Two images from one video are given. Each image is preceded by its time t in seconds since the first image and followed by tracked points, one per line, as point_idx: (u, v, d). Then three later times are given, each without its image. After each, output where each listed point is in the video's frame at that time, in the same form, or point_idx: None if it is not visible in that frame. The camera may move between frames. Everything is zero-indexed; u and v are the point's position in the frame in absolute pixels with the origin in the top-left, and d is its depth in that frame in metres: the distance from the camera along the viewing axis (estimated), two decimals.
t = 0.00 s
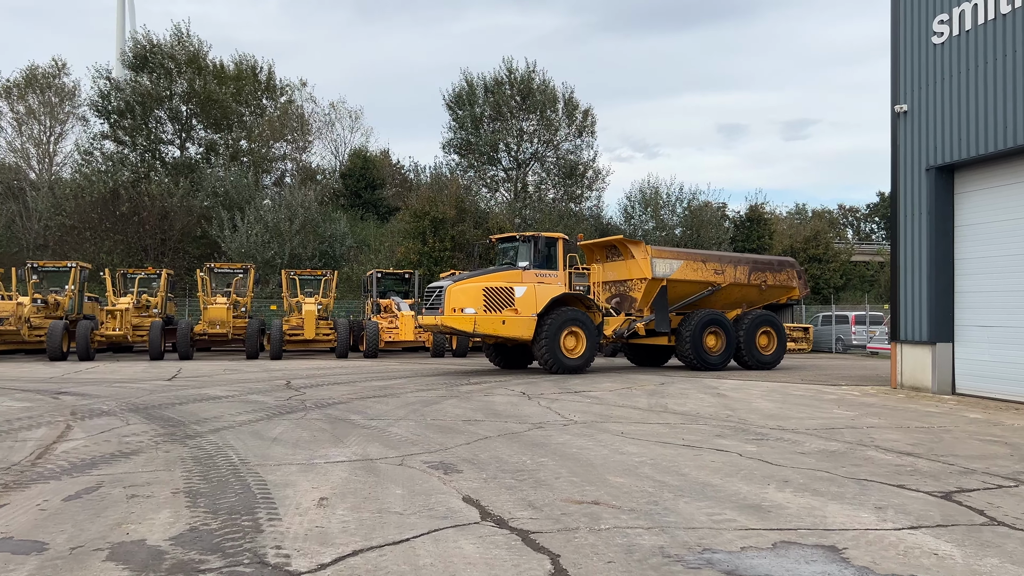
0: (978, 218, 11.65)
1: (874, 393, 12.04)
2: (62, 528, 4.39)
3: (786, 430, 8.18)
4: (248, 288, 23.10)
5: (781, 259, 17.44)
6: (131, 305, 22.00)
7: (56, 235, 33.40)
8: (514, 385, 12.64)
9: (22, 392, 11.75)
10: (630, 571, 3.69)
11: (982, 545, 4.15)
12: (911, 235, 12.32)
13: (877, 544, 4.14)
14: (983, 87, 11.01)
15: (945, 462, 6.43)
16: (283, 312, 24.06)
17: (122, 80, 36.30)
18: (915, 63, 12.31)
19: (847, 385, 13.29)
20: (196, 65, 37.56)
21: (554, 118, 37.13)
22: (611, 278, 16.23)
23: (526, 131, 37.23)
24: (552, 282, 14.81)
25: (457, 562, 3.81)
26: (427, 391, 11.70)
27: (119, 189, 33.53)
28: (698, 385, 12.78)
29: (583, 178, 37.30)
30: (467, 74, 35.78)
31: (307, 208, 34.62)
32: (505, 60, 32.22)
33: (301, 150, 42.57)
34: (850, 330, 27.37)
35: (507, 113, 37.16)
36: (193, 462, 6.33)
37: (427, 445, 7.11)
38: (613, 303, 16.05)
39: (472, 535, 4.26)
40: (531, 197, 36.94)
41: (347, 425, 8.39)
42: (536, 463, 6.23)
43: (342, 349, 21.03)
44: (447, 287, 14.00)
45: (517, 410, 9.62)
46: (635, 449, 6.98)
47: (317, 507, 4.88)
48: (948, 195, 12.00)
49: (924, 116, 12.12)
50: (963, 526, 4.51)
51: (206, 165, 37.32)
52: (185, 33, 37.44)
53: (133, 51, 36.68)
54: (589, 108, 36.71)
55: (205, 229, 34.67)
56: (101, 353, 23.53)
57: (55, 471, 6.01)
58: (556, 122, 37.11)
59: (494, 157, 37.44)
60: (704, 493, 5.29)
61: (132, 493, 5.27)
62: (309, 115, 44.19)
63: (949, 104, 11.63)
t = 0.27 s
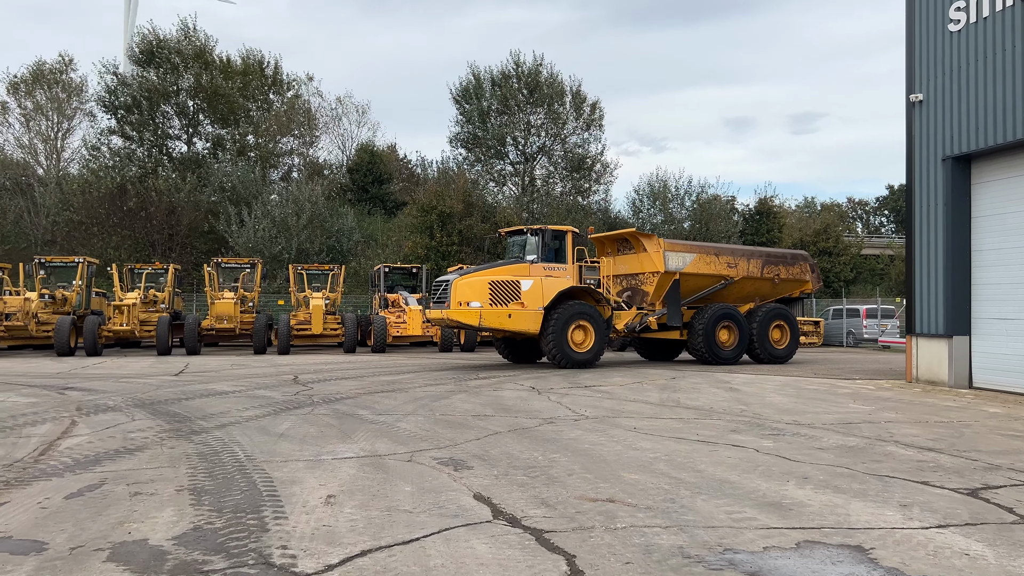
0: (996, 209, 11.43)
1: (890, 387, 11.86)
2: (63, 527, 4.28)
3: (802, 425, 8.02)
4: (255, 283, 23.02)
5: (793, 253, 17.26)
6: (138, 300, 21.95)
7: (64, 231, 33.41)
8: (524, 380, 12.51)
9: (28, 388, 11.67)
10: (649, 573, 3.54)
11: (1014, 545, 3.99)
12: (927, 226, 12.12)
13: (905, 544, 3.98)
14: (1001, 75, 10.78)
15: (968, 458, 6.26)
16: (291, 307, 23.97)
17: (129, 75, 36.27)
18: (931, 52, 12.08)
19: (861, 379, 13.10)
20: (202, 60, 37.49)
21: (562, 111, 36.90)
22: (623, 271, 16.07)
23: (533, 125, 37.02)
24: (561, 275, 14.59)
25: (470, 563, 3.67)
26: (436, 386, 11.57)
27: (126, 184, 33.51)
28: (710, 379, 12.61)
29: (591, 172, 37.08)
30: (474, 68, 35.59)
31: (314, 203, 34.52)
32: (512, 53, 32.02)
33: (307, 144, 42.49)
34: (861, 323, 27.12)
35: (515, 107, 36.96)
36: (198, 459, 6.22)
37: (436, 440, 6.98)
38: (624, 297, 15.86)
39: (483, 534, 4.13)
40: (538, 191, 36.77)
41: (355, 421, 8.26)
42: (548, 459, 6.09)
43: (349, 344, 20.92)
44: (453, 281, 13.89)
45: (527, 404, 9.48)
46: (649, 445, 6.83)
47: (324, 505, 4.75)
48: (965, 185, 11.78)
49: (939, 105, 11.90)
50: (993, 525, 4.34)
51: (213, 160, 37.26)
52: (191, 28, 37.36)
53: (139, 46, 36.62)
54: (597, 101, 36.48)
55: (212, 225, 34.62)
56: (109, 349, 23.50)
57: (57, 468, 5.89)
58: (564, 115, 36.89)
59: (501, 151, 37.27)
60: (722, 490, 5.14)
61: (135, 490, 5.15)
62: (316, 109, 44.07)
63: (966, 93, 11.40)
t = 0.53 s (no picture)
0: (1015, 202, 11.21)
1: (905, 384, 11.66)
2: (62, 534, 4.14)
3: (820, 423, 7.85)
4: (262, 280, 22.91)
5: (806, 248, 17.04)
6: (145, 297, 21.87)
7: (71, 228, 33.40)
8: (533, 377, 12.35)
9: (33, 386, 11.58)
10: None
11: None
12: (944, 220, 11.90)
13: (936, 552, 3.81)
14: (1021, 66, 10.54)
15: (993, 458, 6.08)
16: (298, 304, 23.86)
17: (135, 71, 36.21)
18: (948, 42, 11.85)
19: (876, 376, 12.90)
20: (209, 55, 37.40)
21: (569, 106, 36.68)
22: (633, 267, 15.87)
23: (540, 119, 36.80)
24: (568, 271, 14.46)
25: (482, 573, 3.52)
26: (445, 383, 11.43)
27: (133, 181, 33.47)
28: (722, 376, 12.43)
29: (599, 167, 36.86)
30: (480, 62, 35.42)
31: (321, 199, 34.40)
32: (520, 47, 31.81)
33: (314, 140, 42.38)
34: (872, 319, 26.87)
35: (522, 102, 36.76)
36: (202, 461, 6.08)
37: (446, 440, 6.83)
38: (634, 293, 15.67)
39: (495, 541, 3.97)
40: (546, 186, 36.59)
41: (363, 420, 8.13)
42: (560, 461, 5.93)
43: (357, 340, 20.80)
44: (459, 277, 13.77)
45: (537, 403, 9.32)
46: (663, 445, 6.67)
47: (331, 509, 4.61)
48: (983, 178, 11.56)
49: (956, 97, 11.67)
50: None
51: (220, 156, 37.18)
52: (197, 23, 37.26)
53: (146, 43, 36.55)
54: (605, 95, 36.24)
55: (219, 221, 34.55)
56: (117, 346, 23.44)
57: (59, 470, 5.76)
58: (571, 110, 36.66)
59: (509, 146, 37.09)
60: (741, 493, 4.97)
61: (137, 494, 5.02)
62: (322, 105, 43.94)
63: (984, 84, 11.17)
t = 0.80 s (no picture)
0: None
1: (921, 381, 11.48)
2: (63, 538, 4.02)
3: (837, 422, 7.69)
4: (269, 277, 22.82)
5: (817, 243, 16.86)
6: (152, 294, 21.80)
7: (78, 225, 33.41)
8: (543, 375, 12.21)
9: (39, 384, 11.49)
10: None
11: None
12: (960, 215, 11.71)
13: (969, 559, 3.65)
14: None
15: (1019, 459, 5.91)
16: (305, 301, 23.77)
17: (141, 68, 36.16)
18: (964, 34, 11.64)
19: (890, 373, 12.73)
20: (215, 52, 37.34)
21: (577, 101, 36.47)
22: (643, 263, 15.75)
23: (548, 115, 36.62)
24: (576, 267, 14.28)
25: None
26: (453, 381, 11.31)
27: (140, 177, 33.43)
28: (734, 373, 12.27)
29: (607, 162, 36.66)
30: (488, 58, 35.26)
31: (328, 195, 34.32)
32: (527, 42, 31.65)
33: (321, 137, 42.28)
34: (883, 315, 26.64)
35: (529, 98, 36.57)
36: (208, 461, 5.97)
37: (456, 440, 6.69)
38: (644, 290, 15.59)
39: (509, 546, 3.84)
40: (553, 182, 36.42)
41: (371, 419, 8.00)
42: (574, 461, 5.79)
43: (364, 337, 20.69)
44: (465, 273, 13.64)
45: (547, 401, 9.18)
46: (678, 445, 6.52)
47: (339, 512, 4.48)
48: (1000, 172, 11.35)
49: (973, 89, 11.47)
50: None
51: (227, 153, 37.12)
52: (204, 20, 37.17)
53: (153, 39, 36.50)
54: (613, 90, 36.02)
55: (226, 218, 34.49)
56: (124, 343, 23.39)
57: (63, 470, 5.66)
58: (579, 106, 36.46)
59: (516, 142, 36.92)
60: (761, 496, 4.83)
61: (141, 496, 4.90)
62: (329, 102, 43.83)
63: (1001, 75, 10.96)
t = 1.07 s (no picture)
0: None
1: (939, 379, 11.28)
2: (63, 545, 3.87)
3: (857, 421, 7.51)
4: (276, 274, 22.71)
5: (827, 239, 16.63)
6: (158, 292, 21.70)
7: (84, 222, 33.37)
8: (553, 373, 12.05)
9: (44, 382, 11.37)
10: None
11: None
12: (977, 209, 11.50)
13: (1014, 568, 3.47)
14: None
15: None
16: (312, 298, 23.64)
17: (147, 65, 36.08)
18: (982, 25, 11.43)
19: (906, 370, 12.52)
20: (221, 48, 37.24)
21: (584, 97, 36.24)
22: (650, 259, 15.59)
23: (555, 111, 36.41)
24: (583, 263, 14.07)
25: None
26: (463, 378, 11.15)
27: (146, 175, 33.37)
28: (747, 371, 12.08)
29: (614, 159, 36.42)
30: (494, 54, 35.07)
31: (334, 192, 34.20)
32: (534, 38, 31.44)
33: (327, 134, 42.14)
34: (894, 312, 26.38)
35: (536, 94, 36.35)
36: (215, 462, 5.81)
37: (468, 439, 6.53)
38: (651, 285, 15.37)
39: (529, 553, 3.68)
40: (560, 179, 36.23)
41: (381, 417, 7.85)
42: (591, 462, 5.62)
43: (372, 335, 20.55)
44: (469, 270, 13.52)
45: (559, 399, 9.01)
46: (696, 444, 6.35)
47: (351, 516, 4.32)
48: (1020, 165, 11.13)
49: (991, 81, 11.25)
50: None
51: (233, 150, 37.01)
52: (210, 16, 37.06)
53: (158, 36, 36.41)
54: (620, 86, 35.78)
55: (232, 215, 34.39)
56: (130, 341, 23.31)
57: (67, 471, 5.52)
58: (586, 102, 36.24)
59: (522, 138, 36.72)
60: (788, 499, 4.65)
61: (147, 499, 4.75)
62: (335, 98, 43.69)
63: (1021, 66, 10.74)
